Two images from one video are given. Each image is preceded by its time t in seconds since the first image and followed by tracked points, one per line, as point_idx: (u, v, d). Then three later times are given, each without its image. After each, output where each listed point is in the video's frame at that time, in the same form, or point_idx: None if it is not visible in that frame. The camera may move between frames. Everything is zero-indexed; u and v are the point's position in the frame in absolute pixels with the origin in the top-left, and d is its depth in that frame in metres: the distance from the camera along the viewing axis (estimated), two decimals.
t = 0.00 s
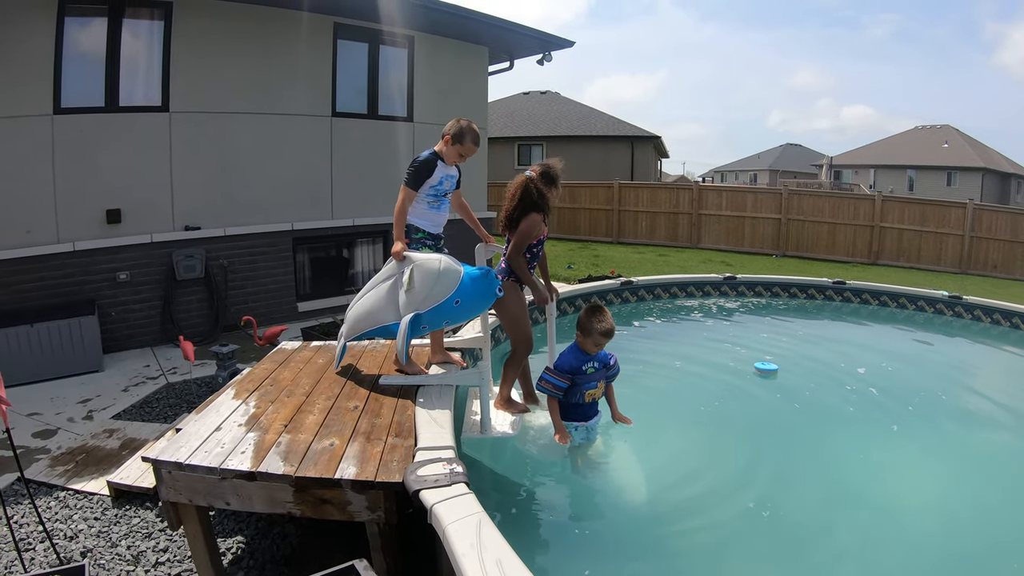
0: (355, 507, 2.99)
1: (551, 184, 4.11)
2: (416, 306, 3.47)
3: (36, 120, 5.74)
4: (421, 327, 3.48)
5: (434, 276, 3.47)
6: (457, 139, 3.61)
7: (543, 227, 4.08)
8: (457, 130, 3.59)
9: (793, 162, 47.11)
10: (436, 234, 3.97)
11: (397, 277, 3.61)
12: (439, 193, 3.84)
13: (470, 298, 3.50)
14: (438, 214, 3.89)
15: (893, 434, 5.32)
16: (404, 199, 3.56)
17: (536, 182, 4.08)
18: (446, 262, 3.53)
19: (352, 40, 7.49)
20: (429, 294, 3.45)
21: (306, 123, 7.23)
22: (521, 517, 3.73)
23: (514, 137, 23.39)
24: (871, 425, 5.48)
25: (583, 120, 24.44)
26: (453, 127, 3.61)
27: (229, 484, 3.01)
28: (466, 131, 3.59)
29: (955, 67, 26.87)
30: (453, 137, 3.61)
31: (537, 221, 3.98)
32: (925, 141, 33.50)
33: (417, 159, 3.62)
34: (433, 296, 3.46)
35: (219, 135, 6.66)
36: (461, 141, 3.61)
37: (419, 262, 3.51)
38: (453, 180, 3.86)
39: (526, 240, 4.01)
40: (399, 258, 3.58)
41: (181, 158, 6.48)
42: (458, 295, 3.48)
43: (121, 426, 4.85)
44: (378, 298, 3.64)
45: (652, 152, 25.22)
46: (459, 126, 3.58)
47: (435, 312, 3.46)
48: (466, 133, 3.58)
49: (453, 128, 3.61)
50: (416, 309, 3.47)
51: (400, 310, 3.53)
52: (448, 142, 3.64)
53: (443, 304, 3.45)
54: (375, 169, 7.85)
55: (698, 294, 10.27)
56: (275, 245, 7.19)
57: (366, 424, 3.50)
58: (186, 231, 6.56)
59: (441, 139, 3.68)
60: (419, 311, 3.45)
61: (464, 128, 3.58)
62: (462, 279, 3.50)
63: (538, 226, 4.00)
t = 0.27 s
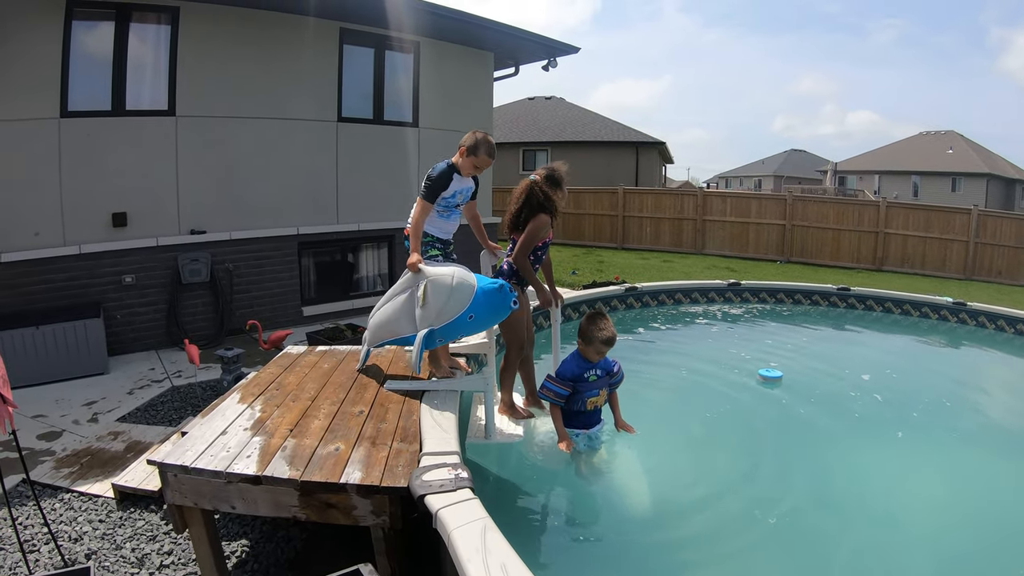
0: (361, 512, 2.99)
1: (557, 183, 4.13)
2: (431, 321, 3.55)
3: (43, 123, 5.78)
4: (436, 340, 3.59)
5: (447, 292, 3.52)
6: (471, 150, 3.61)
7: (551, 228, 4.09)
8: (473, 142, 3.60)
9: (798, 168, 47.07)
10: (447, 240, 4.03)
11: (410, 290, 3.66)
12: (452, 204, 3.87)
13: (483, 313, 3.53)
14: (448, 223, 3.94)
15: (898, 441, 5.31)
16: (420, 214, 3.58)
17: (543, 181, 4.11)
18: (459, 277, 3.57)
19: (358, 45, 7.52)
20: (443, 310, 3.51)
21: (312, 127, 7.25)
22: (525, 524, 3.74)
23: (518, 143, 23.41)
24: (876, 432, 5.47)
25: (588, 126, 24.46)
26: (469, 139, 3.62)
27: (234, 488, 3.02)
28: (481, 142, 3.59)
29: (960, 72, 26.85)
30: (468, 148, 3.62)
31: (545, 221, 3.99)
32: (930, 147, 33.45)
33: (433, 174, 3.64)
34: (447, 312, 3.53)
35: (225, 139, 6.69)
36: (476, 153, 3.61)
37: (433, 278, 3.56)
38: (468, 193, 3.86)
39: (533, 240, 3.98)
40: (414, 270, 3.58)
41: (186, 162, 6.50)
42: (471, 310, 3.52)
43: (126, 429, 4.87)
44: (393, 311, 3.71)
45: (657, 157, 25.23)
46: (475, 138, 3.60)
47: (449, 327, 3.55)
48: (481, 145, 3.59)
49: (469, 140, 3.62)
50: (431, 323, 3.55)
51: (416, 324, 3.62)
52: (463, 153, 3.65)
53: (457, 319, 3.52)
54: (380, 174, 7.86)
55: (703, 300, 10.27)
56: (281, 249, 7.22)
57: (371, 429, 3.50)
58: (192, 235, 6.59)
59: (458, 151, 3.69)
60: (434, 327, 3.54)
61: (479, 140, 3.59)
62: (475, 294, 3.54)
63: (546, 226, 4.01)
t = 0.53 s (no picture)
0: (363, 514, 3.00)
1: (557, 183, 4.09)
2: (440, 357, 3.79)
3: (49, 125, 5.81)
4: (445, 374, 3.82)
5: (453, 332, 3.71)
6: (482, 176, 3.59)
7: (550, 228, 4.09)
8: (485, 167, 3.59)
9: (801, 172, 47.01)
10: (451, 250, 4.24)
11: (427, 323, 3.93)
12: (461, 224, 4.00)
13: (488, 354, 3.68)
14: (454, 238, 4.10)
15: (901, 447, 5.30)
16: (435, 244, 3.58)
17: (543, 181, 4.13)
18: (466, 317, 3.72)
19: (363, 49, 7.55)
20: (451, 348, 3.72)
21: (316, 130, 7.27)
22: (528, 527, 3.75)
23: (522, 147, 23.44)
24: (879, 437, 5.46)
25: (591, 130, 24.46)
26: (481, 164, 3.60)
27: (237, 489, 3.03)
28: (492, 166, 3.59)
29: (964, 77, 26.84)
30: (480, 174, 3.60)
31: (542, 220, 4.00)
32: (934, 151, 33.40)
33: (448, 204, 3.62)
34: (454, 350, 3.73)
35: (229, 141, 6.71)
36: (487, 178, 3.59)
37: (444, 316, 3.75)
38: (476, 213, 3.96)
39: (532, 242, 4.01)
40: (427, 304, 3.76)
41: (191, 164, 6.52)
42: (477, 351, 3.68)
43: (129, 430, 4.88)
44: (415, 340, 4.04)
45: (660, 162, 25.20)
46: (486, 163, 3.59)
47: (455, 365, 3.75)
48: (491, 170, 3.57)
49: (481, 165, 3.60)
50: (441, 359, 3.79)
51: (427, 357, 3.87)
52: (475, 180, 3.61)
53: (463, 359, 3.70)
54: (384, 177, 7.88)
55: (705, 305, 10.27)
56: (284, 251, 7.23)
57: (374, 431, 3.51)
58: (195, 237, 6.61)
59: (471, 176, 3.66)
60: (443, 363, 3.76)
61: (490, 165, 3.58)
62: (481, 336, 3.68)
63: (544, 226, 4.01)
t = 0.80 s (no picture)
0: (365, 513, 3.01)
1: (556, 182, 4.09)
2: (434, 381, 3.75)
3: (53, 125, 5.82)
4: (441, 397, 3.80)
5: (453, 360, 3.67)
6: (488, 203, 3.55)
7: (546, 224, 4.15)
8: (490, 195, 3.53)
9: (804, 175, 46.99)
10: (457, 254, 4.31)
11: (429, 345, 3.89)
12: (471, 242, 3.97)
13: (485, 387, 3.65)
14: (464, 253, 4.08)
15: (903, 449, 5.30)
16: (448, 268, 3.56)
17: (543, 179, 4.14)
18: (469, 348, 3.68)
19: (366, 50, 7.56)
20: (448, 375, 3.69)
21: (319, 131, 7.28)
22: (529, 526, 3.76)
23: (525, 148, 23.43)
24: (881, 439, 5.46)
25: (594, 132, 24.46)
26: (487, 190, 3.55)
27: (240, 488, 3.03)
28: (498, 194, 3.52)
29: (966, 79, 26.82)
30: (486, 200, 3.56)
31: (538, 216, 4.05)
32: (936, 153, 33.37)
33: (458, 228, 3.61)
34: (451, 377, 3.69)
35: (232, 141, 6.72)
36: (492, 205, 3.54)
37: (446, 342, 3.71)
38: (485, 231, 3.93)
39: (527, 237, 4.05)
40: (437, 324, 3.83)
41: (194, 164, 6.53)
42: (474, 383, 3.65)
43: (131, 429, 4.89)
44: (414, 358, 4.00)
45: (663, 163, 25.18)
46: (492, 190, 3.53)
47: (451, 392, 3.72)
48: (497, 197, 3.51)
49: (486, 191, 3.56)
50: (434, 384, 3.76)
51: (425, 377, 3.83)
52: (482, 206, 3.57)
53: (459, 388, 3.67)
54: (386, 178, 7.89)
55: (708, 306, 10.27)
56: (287, 251, 7.25)
57: (377, 431, 3.51)
58: (198, 237, 6.62)
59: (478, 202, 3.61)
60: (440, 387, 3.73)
61: (497, 190, 3.52)
62: (481, 368, 3.65)
63: (540, 223, 4.06)
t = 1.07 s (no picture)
0: (367, 512, 3.01)
1: (558, 180, 4.08)
2: (439, 387, 3.78)
3: (55, 124, 5.83)
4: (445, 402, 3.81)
5: (456, 366, 3.68)
6: (492, 221, 3.54)
7: (547, 223, 4.16)
8: (494, 213, 3.53)
9: (805, 175, 46.99)
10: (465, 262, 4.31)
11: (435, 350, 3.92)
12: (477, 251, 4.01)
13: (489, 392, 3.66)
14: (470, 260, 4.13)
15: (905, 449, 5.29)
16: (455, 284, 3.63)
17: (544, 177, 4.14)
18: (473, 354, 3.69)
19: (367, 49, 7.56)
20: (452, 380, 3.70)
21: (320, 130, 7.29)
22: (533, 527, 3.75)
23: (526, 148, 23.42)
24: (883, 439, 5.46)
25: (596, 131, 24.45)
26: (491, 208, 3.54)
27: (242, 486, 3.05)
28: (502, 213, 3.51)
29: (968, 79, 26.79)
30: (490, 217, 3.54)
31: (537, 215, 4.08)
32: (938, 154, 33.35)
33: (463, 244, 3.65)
34: (455, 383, 3.70)
35: (234, 140, 6.73)
36: (497, 224, 3.52)
37: (451, 348, 3.73)
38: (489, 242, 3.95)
39: (526, 236, 4.08)
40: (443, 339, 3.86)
41: (196, 163, 6.54)
42: (479, 388, 3.67)
43: (133, 428, 4.90)
44: (421, 363, 4.03)
45: (665, 163, 25.18)
46: (496, 207, 3.52)
47: (455, 396, 3.73)
48: (501, 216, 3.51)
49: (490, 209, 3.55)
50: (439, 389, 3.78)
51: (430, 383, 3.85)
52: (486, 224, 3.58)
53: (463, 392, 3.68)
54: (388, 178, 7.90)
55: (709, 306, 10.27)
56: (288, 250, 7.26)
57: (379, 429, 3.51)
58: (200, 236, 6.63)
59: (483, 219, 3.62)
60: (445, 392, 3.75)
61: (501, 207, 3.52)
62: (485, 374, 3.66)
63: (539, 221, 4.08)
